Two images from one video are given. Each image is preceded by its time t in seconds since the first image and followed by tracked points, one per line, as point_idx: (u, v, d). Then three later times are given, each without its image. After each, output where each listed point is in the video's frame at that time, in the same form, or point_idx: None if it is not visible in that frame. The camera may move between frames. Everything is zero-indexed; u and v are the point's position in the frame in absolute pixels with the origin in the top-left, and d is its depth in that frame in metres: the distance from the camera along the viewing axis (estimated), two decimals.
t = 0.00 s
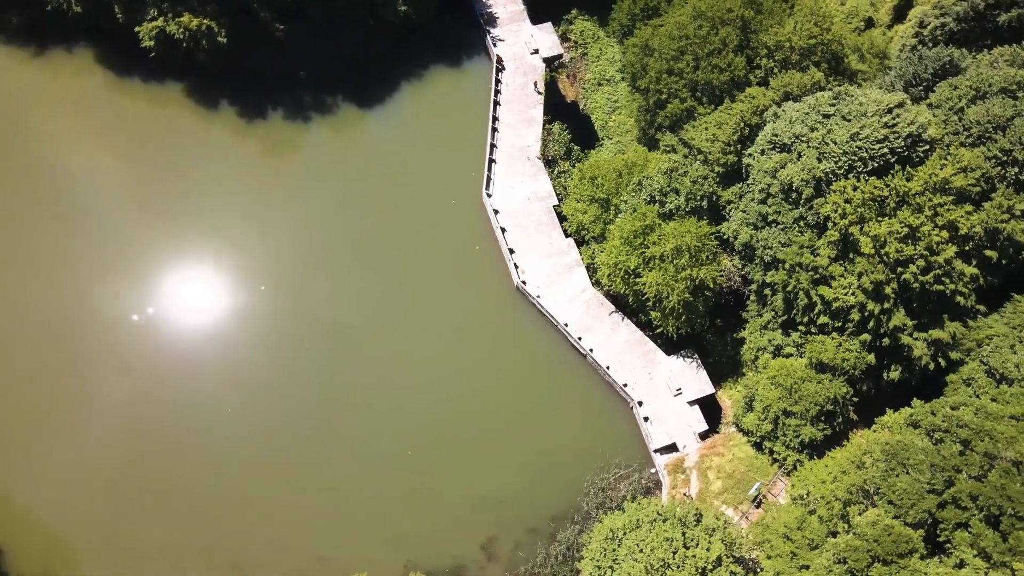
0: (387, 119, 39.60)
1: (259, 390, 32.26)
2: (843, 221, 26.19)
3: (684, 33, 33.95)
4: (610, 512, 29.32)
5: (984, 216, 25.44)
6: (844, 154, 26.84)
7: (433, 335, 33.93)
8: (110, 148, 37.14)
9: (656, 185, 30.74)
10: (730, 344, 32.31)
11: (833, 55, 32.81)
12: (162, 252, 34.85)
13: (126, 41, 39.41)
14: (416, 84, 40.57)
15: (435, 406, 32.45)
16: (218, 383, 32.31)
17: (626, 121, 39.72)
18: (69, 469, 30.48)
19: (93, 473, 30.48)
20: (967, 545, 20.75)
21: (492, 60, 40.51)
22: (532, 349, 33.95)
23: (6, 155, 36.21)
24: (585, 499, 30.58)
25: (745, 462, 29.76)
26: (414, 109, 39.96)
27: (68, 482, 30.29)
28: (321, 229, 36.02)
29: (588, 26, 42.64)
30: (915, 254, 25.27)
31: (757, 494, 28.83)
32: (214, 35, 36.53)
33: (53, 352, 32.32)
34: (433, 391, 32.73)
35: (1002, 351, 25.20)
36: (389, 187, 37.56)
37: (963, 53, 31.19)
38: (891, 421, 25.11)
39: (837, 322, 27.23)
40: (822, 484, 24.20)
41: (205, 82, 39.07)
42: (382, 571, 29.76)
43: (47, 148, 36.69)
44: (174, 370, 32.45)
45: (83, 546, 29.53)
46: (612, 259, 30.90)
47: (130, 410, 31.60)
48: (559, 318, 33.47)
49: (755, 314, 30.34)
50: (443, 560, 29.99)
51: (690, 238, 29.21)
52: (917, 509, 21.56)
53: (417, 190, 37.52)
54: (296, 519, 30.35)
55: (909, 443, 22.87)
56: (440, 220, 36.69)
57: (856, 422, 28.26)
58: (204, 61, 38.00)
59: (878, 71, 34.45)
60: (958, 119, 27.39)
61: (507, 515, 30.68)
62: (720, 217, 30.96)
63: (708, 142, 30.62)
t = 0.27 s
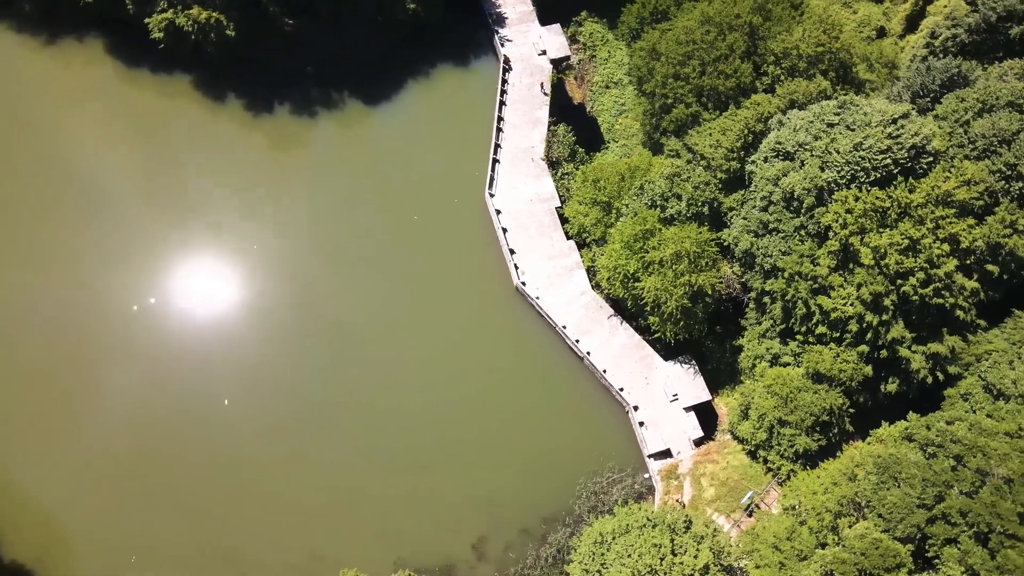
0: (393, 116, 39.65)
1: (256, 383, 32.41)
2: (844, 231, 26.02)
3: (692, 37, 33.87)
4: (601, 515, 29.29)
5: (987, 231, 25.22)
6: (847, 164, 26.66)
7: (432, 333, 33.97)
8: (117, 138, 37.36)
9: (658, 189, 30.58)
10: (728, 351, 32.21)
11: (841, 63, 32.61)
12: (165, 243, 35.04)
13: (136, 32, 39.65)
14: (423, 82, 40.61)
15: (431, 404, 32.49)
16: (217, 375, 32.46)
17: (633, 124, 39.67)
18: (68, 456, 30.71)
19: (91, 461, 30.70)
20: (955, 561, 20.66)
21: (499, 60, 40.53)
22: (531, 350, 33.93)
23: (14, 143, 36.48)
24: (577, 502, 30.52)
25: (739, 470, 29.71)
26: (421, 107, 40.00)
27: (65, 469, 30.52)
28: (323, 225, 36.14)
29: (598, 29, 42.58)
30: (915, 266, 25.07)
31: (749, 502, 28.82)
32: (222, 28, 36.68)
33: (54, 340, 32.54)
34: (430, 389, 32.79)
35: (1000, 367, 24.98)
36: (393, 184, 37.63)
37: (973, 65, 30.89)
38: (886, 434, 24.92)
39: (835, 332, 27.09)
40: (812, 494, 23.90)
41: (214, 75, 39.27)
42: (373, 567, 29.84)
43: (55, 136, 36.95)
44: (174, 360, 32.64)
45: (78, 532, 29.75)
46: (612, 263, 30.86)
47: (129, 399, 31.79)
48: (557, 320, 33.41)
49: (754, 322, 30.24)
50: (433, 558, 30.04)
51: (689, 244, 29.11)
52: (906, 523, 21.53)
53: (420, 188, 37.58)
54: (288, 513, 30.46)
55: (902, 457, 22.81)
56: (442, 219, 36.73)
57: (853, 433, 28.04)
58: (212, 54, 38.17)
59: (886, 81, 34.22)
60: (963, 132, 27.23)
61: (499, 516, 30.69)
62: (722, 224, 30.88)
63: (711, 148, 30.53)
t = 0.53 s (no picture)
0: (399, 113, 39.69)
1: (254, 375, 32.55)
2: (844, 241, 25.86)
3: (699, 42, 33.74)
4: (592, 519, 29.20)
5: (989, 245, 24.99)
6: (850, 174, 26.47)
7: (430, 331, 33.97)
8: (124, 128, 37.56)
9: (659, 194, 30.50)
10: (727, 358, 32.08)
11: (849, 72, 32.43)
12: (169, 233, 35.20)
13: (146, 23, 39.86)
14: (430, 80, 40.64)
15: (427, 402, 32.52)
16: (216, 367, 32.64)
17: (640, 128, 39.50)
18: (68, 443, 30.99)
19: (90, 448, 30.96)
20: None
21: (507, 60, 40.53)
22: (529, 352, 33.92)
23: (23, 130, 36.78)
24: (569, 504, 30.52)
25: (733, 478, 29.44)
26: (427, 105, 40.03)
27: (64, 456, 30.80)
28: (326, 220, 36.22)
29: (607, 31, 42.54)
30: (915, 278, 24.85)
31: (742, 511, 28.52)
32: (231, 22, 36.82)
33: (57, 327, 32.80)
34: (427, 387, 32.82)
35: (998, 383, 24.72)
36: (396, 181, 37.67)
37: (982, 77, 30.60)
38: (880, 446, 24.72)
39: (833, 343, 26.94)
40: (803, 505, 23.84)
41: (222, 68, 39.41)
42: (363, 564, 29.88)
43: (63, 125, 37.20)
44: (175, 351, 32.84)
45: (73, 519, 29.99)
46: (612, 266, 30.79)
47: (130, 388, 32.01)
48: (556, 322, 33.35)
49: (752, 329, 30.12)
50: (423, 556, 30.04)
51: (689, 249, 28.99)
52: (894, 538, 21.41)
53: (423, 186, 37.59)
54: (281, 507, 30.55)
55: (895, 470, 22.70)
56: (444, 218, 36.73)
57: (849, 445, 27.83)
58: (221, 47, 38.33)
59: (894, 90, 33.96)
60: (968, 144, 27.01)
61: (491, 516, 30.67)
62: (723, 230, 30.76)
63: (714, 153, 30.36)
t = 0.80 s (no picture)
0: (405, 111, 39.72)
1: (253, 369, 32.67)
2: (844, 251, 25.69)
3: (706, 48, 33.65)
4: (582, 522, 29.12)
5: (990, 260, 24.77)
6: (852, 184, 26.29)
7: (429, 330, 34.00)
8: (132, 119, 37.76)
9: (661, 199, 30.39)
10: (725, 366, 31.95)
11: (857, 81, 32.27)
12: (173, 225, 35.34)
13: (157, 14, 40.05)
14: (437, 78, 40.65)
15: (423, 400, 32.54)
16: (216, 359, 32.77)
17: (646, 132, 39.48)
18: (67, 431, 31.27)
19: (88, 437, 31.25)
20: None
21: (514, 61, 40.49)
22: (527, 353, 33.87)
23: (32, 119, 37.06)
24: (561, 507, 30.47)
25: (726, 486, 29.30)
26: (434, 104, 40.05)
27: (63, 444, 31.09)
28: (329, 215, 36.30)
29: (616, 34, 42.44)
30: (915, 291, 24.63)
31: (734, 519, 28.30)
32: (240, 15, 36.92)
33: (60, 316, 33.06)
34: (423, 385, 32.85)
35: (996, 399, 24.49)
36: (400, 179, 37.70)
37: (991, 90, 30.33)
38: (874, 459, 24.56)
39: (830, 354, 26.79)
40: (794, 517, 23.75)
41: (230, 61, 39.57)
42: (354, 560, 29.97)
43: (72, 115, 37.44)
44: (175, 342, 32.99)
45: (69, 506, 30.29)
46: (611, 270, 30.72)
47: (130, 379, 32.22)
48: (554, 324, 33.30)
49: (751, 337, 29.92)
50: (414, 554, 30.07)
51: (689, 256, 28.88)
52: (882, 552, 21.30)
53: (427, 185, 37.62)
54: (274, 500, 30.69)
55: (886, 484, 22.56)
56: (447, 217, 36.75)
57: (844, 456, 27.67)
58: (230, 40, 38.47)
59: (902, 101, 33.75)
60: (973, 157, 26.76)
61: (482, 516, 30.67)
62: (724, 237, 30.61)
63: (718, 159, 30.20)
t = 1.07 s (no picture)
0: (412, 108, 39.77)
1: (252, 362, 32.81)
2: (843, 261, 25.56)
3: (714, 53, 33.53)
4: (574, 524, 29.05)
5: (990, 274, 24.56)
6: (854, 194, 26.16)
7: (428, 328, 34.04)
8: (140, 111, 37.96)
9: (662, 203, 30.53)
10: (723, 372, 31.92)
11: (864, 90, 32.13)
12: (177, 217, 35.50)
13: (168, 6, 40.28)
14: (444, 77, 40.68)
15: (419, 398, 32.57)
16: (215, 351, 32.93)
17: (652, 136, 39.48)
18: (65, 418, 31.50)
19: (86, 424, 31.47)
20: None
21: (522, 61, 40.48)
22: (524, 354, 33.84)
23: (41, 107, 37.35)
24: (553, 509, 30.44)
25: (719, 494, 29.18)
26: (440, 102, 40.09)
27: (62, 431, 31.32)
28: (332, 211, 36.40)
29: (626, 37, 42.37)
30: (914, 303, 24.44)
31: (726, 526, 28.21)
32: (249, 9, 37.04)
33: (63, 304, 33.28)
34: (420, 383, 32.89)
35: (992, 415, 24.27)
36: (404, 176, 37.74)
37: (999, 104, 30.07)
38: (867, 471, 24.40)
39: (827, 363, 26.65)
40: (784, 527, 23.73)
41: (238, 54, 39.73)
42: (344, 555, 30.03)
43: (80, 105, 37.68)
44: (175, 333, 33.14)
45: (65, 492, 30.55)
46: (611, 274, 30.65)
47: (129, 368, 32.41)
48: (552, 326, 33.27)
49: (749, 345, 29.80)
50: (404, 551, 30.10)
51: (688, 261, 28.77)
52: (869, 565, 21.13)
53: (431, 183, 37.66)
54: (267, 493, 30.80)
55: (877, 497, 22.37)
56: (450, 215, 36.79)
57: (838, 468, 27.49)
58: (239, 34, 38.64)
59: (910, 111, 33.52)
60: (977, 170, 26.52)
61: (474, 516, 30.68)
62: (724, 243, 30.48)
63: (720, 165, 30.06)
